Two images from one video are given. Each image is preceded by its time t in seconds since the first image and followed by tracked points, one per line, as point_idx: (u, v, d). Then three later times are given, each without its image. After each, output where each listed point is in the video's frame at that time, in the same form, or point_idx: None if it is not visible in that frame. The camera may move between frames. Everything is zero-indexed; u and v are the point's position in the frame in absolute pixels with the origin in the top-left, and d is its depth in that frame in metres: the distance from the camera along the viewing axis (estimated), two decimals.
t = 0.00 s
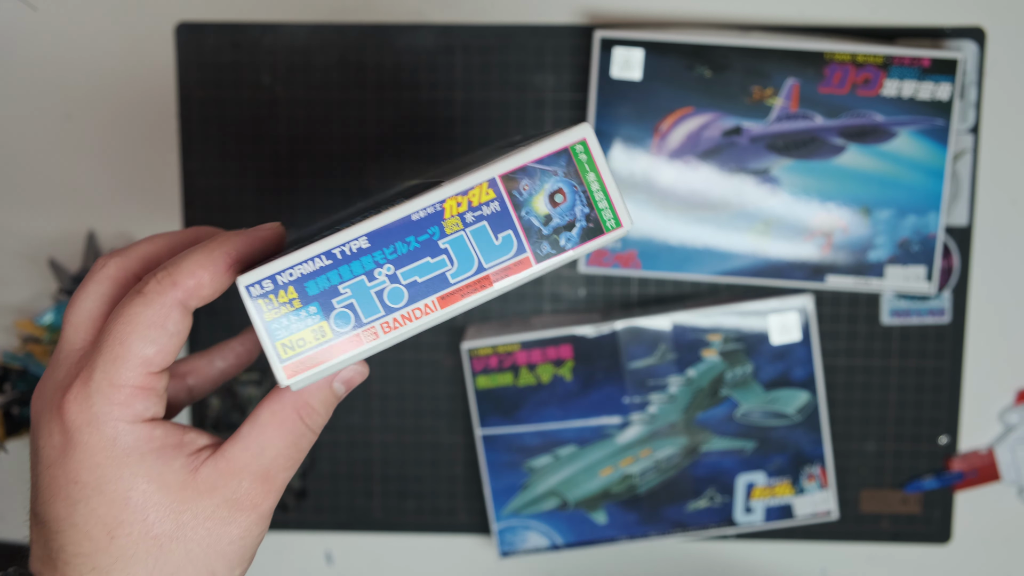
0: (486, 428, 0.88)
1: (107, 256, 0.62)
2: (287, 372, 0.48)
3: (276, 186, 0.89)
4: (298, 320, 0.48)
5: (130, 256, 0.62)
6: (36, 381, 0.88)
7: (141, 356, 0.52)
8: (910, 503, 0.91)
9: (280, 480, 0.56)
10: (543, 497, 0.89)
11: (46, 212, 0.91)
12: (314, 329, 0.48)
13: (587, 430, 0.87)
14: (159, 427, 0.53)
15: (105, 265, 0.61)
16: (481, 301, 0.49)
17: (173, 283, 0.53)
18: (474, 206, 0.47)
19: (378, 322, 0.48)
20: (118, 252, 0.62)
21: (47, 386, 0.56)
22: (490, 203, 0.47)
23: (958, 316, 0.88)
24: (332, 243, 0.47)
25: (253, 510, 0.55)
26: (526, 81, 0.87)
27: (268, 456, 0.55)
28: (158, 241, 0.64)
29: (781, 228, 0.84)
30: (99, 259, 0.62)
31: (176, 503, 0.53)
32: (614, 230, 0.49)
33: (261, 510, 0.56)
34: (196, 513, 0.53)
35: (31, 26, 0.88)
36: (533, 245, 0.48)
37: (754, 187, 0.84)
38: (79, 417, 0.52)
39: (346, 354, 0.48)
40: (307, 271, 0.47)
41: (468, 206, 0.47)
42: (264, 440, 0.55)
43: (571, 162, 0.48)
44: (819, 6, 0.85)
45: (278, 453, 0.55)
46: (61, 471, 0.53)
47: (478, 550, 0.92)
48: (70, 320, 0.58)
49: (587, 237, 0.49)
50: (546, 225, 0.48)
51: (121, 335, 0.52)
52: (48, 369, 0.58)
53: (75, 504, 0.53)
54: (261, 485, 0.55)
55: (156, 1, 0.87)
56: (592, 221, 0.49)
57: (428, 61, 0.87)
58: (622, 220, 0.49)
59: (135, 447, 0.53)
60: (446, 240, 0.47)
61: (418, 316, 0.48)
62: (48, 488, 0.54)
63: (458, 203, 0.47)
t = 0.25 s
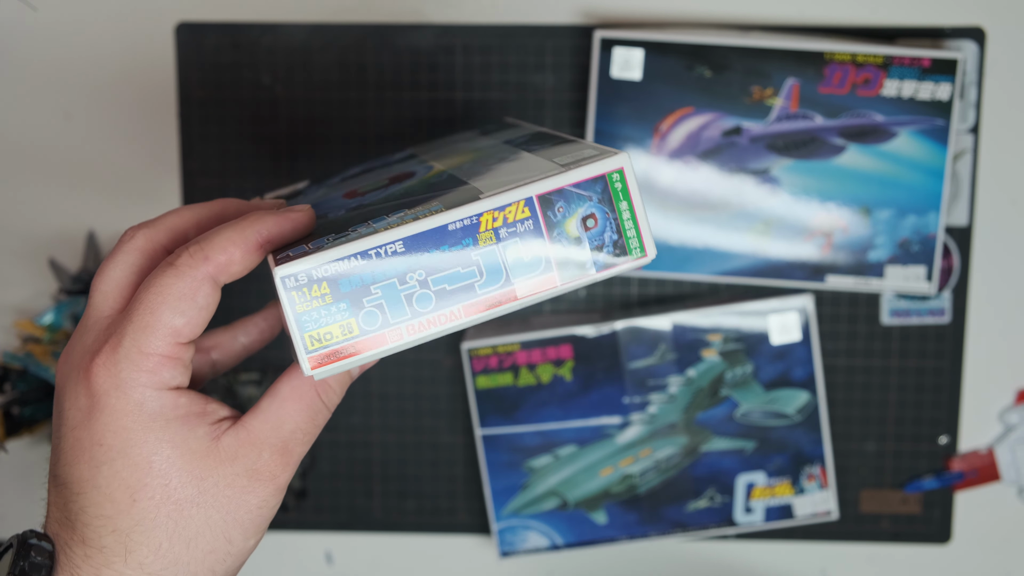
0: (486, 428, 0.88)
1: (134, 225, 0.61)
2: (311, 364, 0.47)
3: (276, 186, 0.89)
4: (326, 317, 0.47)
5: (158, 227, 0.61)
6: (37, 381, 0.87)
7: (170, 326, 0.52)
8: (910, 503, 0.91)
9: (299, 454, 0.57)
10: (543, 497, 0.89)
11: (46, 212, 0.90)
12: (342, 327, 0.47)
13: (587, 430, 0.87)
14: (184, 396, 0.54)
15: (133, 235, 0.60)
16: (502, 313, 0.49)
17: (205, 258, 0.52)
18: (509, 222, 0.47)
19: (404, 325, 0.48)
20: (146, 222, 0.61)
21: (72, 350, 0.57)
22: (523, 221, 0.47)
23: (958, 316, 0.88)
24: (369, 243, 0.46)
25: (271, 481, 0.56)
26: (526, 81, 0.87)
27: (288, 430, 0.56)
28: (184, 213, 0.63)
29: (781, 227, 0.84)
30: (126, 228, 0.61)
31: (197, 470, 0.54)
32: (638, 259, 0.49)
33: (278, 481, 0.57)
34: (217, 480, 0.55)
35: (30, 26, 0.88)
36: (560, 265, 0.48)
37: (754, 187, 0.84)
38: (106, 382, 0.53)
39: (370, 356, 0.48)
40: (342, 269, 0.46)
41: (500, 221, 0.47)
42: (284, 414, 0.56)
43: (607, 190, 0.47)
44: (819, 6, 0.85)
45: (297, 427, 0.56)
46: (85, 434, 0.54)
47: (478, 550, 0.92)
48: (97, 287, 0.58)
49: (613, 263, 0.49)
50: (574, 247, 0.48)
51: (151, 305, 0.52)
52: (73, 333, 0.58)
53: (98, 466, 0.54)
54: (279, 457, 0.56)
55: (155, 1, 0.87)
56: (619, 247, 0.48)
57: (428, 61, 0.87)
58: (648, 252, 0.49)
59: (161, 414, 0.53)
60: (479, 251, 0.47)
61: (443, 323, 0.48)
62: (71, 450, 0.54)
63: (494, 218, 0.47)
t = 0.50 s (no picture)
0: (486, 428, 0.88)
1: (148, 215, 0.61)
2: (315, 359, 0.47)
3: (276, 186, 0.89)
4: (332, 313, 0.47)
5: (171, 217, 0.61)
6: (37, 381, 0.87)
7: (178, 315, 0.52)
8: (910, 503, 0.91)
9: (301, 449, 0.57)
10: (543, 497, 0.89)
11: (46, 213, 0.90)
12: (347, 324, 0.47)
13: (587, 430, 0.87)
14: (189, 386, 0.54)
15: (146, 224, 0.60)
16: (507, 318, 0.49)
17: (216, 248, 0.52)
18: (519, 227, 0.47)
19: (409, 326, 0.48)
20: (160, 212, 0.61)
21: (80, 336, 0.57)
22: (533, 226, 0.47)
23: (958, 316, 0.88)
24: (378, 242, 0.46)
25: (272, 476, 0.56)
26: (526, 81, 0.87)
27: (292, 425, 0.56)
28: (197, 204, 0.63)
29: (781, 227, 0.84)
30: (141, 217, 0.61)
31: (199, 461, 0.54)
32: (648, 269, 0.49)
33: (279, 476, 0.57)
34: (218, 472, 0.55)
35: (29, 26, 0.88)
36: (568, 271, 0.48)
37: (754, 187, 0.84)
38: (112, 368, 0.53)
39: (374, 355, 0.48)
40: (349, 267, 0.46)
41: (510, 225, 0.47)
42: (289, 409, 0.56)
43: (618, 199, 0.48)
44: (819, 6, 0.85)
45: (301, 422, 0.56)
46: (89, 420, 0.54)
47: (478, 550, 0.92)
48: (108, 275, 0.58)
49: (623, 271, 0.49)
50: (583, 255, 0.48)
51: (160, 293, 0.52)
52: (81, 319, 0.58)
53: (101, 452, 0.54)
54: (281, 452, 0.56)
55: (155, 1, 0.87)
56: (629, 256, 0.48)
57: (428, 61, 0.87)
58: (658, 262, 0.49)
59: (165, 402, 0.54)
60: (487, 255, 0.47)
61: (448, 324, 0.48)
62: (75, 435, 0.54)
63: (503, 222, 0.47)
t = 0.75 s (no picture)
0: (486, 428, 0.88)
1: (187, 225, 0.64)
2: (320, 357, 0.47)
3: (276, 186, 0.89)
4: (340, 313, 0.47)
5: (208, 228, 0.64)
6: (37, 380, 0.87)
7: (199, 319, 0.54)
8: (910, 503, 0.91)
9: (306, 467, 0.56)
10: (543, 497, 0.89)
11: (46, 213, 0.91)
12: (355, 325, 0.47)
13: (587, 430, 0.88)
14: (201, 392, 0.55)
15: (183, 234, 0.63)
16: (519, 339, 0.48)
17: (242, 257, 0.54)
18: (537, 245, 0.47)
19: (417, 334, 0.47)
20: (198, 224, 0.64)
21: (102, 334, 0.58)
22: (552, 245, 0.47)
23: (958, 316, 0.88)
24: (395, 246, 0.46)
25: (275, 491, 0.56)
26: (525, 81, 0.87)
27: (298, 441, 0.56)
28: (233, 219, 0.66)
29: (781, 227, 0.84)
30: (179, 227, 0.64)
31: (203, 468, 0.54)
32: (666, 302, 0.48)
33: (282, 492, 0.56)
34: (221, 482, 0.54)
35: (29, 26, 0.88)
36: (584, 296, 0.47)
37: (754, 187, 0.84)
38: (128, 366, 0.54)
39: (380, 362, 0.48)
40: (362, 268, 0.46)
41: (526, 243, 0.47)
42: (297, 425, 0.55)
43: (641, 227, 0.47)
44: (819, 7, 0.85)
45: (308, 440, 0.56)
46: (100, 416, 0.54)
47: (478, 550, 0.92)
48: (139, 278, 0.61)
49: (640, 303, 0.48)
50: (601, 280, 0.47)
51: (185, 296, 0.53)
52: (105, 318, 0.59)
53: (107, 450, 0.54)
54: (285, 468, 0.55)
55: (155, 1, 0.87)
56: (648, 287, 0.47)
57: (427, 61, 0.87)
58: (678, 298, 0.48)
59: (175, 406, 0.54)
60: (502, 270, 0.47)
61: (457, 337, 0.47)
62: (84, 430, 0.55)
63: (522, 238, 0.47)
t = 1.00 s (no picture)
0: (486, 427, 0.88)
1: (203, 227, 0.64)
2: (323, 334, 0.45)
3: (276, 186, 0.89)
4: (346, 290, 0.46)
5: (224, 231, 0.64)
6: (37, 380, 0.87)
7: (209, 318, 0.53)
8: (910, 503, 0.91)
9: (306, 466, 0.56)
10: (543, 497, 0.89)
11: (46, 212, 0.90)
12: (360, 303, 0.46)
13: (587, 430, 0.88)
14: (205, 389, 0.55)
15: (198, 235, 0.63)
16: (523, 322, 0.47)
17: (257, 259, 0.53)
18: (542, 230, 0.47)
19: (421, 315, 0.46)
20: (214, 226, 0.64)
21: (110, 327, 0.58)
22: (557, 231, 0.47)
23: (958, 316, 0.88)
24: (404, 226, 0.46)
25: (274, 490, 0.55)
26: (526, 81, 0.87)
27: (299, 440, 0.55)
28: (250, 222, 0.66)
29: (781, 227, 0.84)
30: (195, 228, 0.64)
31: (203, 465, 0.54)
32: (670, 292, 0.47)
33: (281, 491, 0.56)
34: (221, 478, 0.54)
35: (30, 26, 0.88)
36: (589, 282, 0.47)
37: (754, 187, 0.84)
38: (134, 359, 0.54)
39: (386, 340, 0.46)
40: (371, 246, 0.46)
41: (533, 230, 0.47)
42: (298, 425, 0.55)
43: (645, 217, 0.47)
44: (819, 7, 0.85)
45: (309, 439, 0.55)
46: (104, 408, 0.55)
47: (478, 550, 0.92)
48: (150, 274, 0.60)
49: (644, 291, 0.47)
50: (605, 267, 0.47)
51: (196, 294, 0.53)
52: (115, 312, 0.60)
53: (110, 442, 0.54)
54: (286, 467, 0.55)
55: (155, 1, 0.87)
56: (652, 275, 0.47)
57: (428, 61, 0.87)
58: (682, 288, 0.47)
59: (179, 401, 0.54)
60: (508, 254, 0.46)
61: (462, 319, 0.46)
62: (88, 421, 0.55)
63: (528, 223, 0.47)
